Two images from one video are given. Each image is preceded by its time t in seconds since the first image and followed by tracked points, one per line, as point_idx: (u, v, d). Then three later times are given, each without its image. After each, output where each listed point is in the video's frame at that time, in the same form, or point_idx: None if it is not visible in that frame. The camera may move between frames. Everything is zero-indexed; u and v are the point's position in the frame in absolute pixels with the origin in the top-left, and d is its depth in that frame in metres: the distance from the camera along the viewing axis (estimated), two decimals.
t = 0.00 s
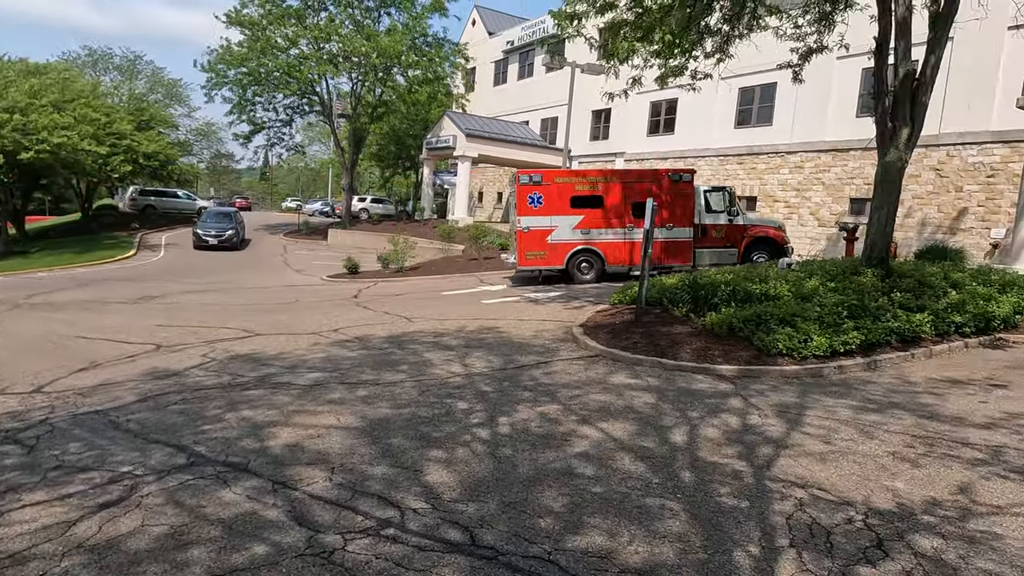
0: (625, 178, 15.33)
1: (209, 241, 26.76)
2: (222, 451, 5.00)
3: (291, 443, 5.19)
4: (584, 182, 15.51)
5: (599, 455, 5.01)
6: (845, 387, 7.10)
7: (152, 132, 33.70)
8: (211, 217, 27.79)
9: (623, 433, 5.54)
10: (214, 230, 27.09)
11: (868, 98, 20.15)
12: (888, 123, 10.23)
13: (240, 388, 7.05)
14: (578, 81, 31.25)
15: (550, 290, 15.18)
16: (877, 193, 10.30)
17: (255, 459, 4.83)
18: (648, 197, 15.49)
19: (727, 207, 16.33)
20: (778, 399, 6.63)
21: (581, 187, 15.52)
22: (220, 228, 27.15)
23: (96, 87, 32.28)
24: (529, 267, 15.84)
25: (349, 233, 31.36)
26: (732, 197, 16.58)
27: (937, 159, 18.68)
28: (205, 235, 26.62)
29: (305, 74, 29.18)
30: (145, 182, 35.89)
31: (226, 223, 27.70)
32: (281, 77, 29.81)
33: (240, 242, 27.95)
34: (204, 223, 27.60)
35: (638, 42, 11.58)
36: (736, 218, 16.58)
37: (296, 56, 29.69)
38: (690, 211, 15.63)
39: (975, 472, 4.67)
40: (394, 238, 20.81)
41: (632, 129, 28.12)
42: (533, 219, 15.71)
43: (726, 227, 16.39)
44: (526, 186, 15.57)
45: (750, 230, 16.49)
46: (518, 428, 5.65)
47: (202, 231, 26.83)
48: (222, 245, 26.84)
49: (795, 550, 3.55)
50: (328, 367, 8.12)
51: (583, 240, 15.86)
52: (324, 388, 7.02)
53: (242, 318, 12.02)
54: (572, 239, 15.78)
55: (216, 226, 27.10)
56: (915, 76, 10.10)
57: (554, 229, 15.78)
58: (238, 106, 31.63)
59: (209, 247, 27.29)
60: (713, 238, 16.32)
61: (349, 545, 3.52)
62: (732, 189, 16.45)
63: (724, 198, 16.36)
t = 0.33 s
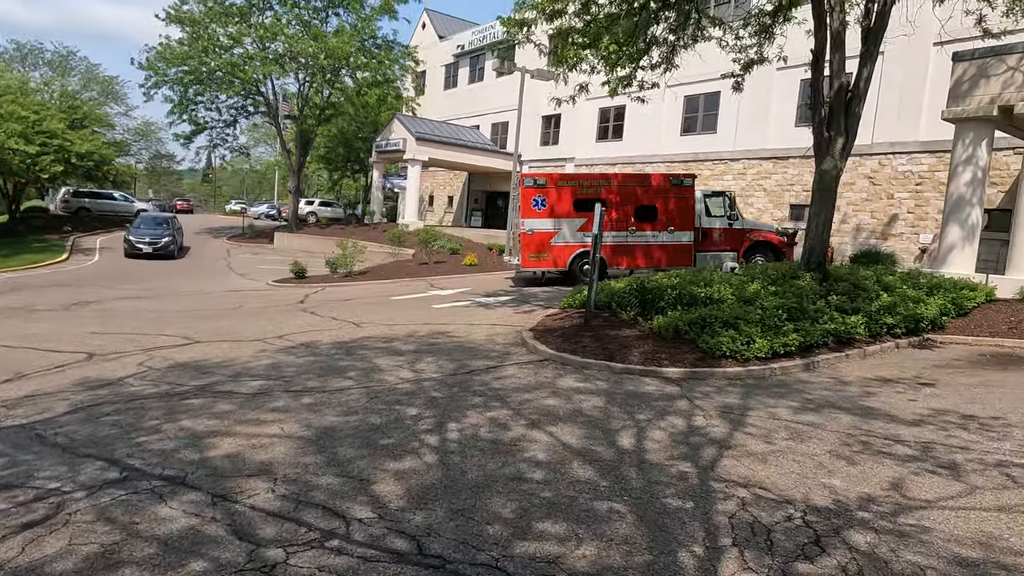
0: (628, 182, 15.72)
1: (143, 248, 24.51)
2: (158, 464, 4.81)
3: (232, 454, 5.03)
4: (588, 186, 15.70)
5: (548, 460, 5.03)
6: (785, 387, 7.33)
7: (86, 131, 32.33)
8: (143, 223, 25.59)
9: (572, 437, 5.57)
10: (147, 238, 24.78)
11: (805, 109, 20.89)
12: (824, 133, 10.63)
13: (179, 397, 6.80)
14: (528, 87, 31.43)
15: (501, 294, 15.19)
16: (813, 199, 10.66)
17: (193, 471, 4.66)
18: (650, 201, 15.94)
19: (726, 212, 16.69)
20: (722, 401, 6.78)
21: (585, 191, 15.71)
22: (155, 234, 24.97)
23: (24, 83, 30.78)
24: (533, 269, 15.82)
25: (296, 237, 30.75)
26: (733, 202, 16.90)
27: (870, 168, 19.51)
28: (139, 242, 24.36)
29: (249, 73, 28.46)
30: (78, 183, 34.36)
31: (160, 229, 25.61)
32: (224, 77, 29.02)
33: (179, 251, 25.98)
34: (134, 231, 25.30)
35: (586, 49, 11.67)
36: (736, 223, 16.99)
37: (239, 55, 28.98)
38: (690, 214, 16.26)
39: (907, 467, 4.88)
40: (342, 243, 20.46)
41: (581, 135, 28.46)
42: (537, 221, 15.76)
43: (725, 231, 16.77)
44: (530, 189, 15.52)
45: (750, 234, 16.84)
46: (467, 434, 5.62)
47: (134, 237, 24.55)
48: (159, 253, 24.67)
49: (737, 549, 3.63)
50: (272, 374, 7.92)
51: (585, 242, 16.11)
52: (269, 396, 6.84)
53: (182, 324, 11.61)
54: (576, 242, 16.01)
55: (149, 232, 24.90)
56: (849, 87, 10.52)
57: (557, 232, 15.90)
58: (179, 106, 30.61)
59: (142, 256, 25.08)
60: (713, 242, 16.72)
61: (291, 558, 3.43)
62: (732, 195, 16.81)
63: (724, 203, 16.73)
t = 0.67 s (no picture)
0: (626, 185, 16.25)
1: (68, 255, 22.47)
2: (92, 477, 4.59)
3: (171, 465, 4.84)
4: (585, 189, 16.29)
5: (499, 465, 5.00)
6: (731, 388, 7.50)
7: (15, 128, 30.78)
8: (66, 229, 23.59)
9: (523, 441, 5.57)
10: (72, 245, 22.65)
11: (749, 117, 21.50)
12: (767, 139, 10.95)
13: (115, 407, 6.52)
14: (479, 90, 31.44)
15: (452, 298, 15.14)
16: (757, 204, 10.95)
17: (128, 485, 4.46)
18: (647, 204, 16.45)
19: (724, 218, 17.11)
20: (671, 402, 6.89)
21: (583, 193, 16.28)
22: (82, 240, 22.99)
23: None
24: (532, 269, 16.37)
25: (241, 240, 29.98)
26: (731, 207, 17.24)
27: (810, 173, 20.17)
28: (65, 248, 22.44)
29: (191, 71, 27.61)
30: (5, 183, 32.66)
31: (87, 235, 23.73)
32: (164, 74, 28.07)
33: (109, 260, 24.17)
34: (58, 235, 23.21)
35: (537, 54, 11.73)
36: (733, 226, 17.44)
37: (181, 52, 28.08)
38: (688, 218, 16.70)
39: (845, 464, 5.05)
40: (290, 245, 20.02)
41: (533, 138, 28.63)
42: (536, 224, 16.38)
43: (722, 236, 17.22)
44: (530, 192, 16.21)
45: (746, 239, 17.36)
46: (418, 439, 5.56)
47: (58, 243, 22.51)
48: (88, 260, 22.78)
49: (684, 549, 3.68)
50: (216, 382, 7.67)
51: (584, 245, 16.53)
52: (211, 404, 6.62)
53: (119, 330, 11.15)
54: (574, 244, 16.45)
55: (76, 238, 22.90)
56: (790, 96, 10.85)
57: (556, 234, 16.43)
58: (116, 103, 29.46)
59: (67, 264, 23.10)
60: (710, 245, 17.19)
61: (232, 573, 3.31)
62: (730, 199, 17.18)
63: (723, 208, 17.08)
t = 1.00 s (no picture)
0: (620, 187, 16.56)
1: None
2: (19, 492, 4.35)
3: (106, 477, 4.64)
4: (581, 190, 16.64)
5: (450, 468, 4.96)
6: (680, 388, 7.63)
7: None
8: None
9: (475, 444, 5.54)
10: None
11: (695, 121, 21.99)
12: (712, 144, 11.22)
13: (45, 417, 6.20)
14: (431, 90, 31.26)
15: (403, 300, 15.00)
16: (704, 208, 11.20)
17: (58, 499, 4.25)
18: (644, 206, 16.71)
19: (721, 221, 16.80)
20: (622, 403, 6.96)
21: (579, 195, 16.64)
22: None
23: None
24: (526, 268, 16.82)
25: (182, 241, 29.03)
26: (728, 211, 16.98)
27: (754, 178, 20.75)
28: None
29: (129, 66, 26.60)
30: None
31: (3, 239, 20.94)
32: (100, 69, 26.94)
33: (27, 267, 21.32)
34: None
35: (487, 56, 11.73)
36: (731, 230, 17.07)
37: (117, 46, 27.00)
38: (685, 221, 16.91)
39: (788, 461, 5.19)
40: (234, 247, 19.40)
41: (485, 140, 28.61)
42: (532, 224, 16.81)
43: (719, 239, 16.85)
44: (527, 193, 16.70)
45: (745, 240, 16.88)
46: (368, 444, 5.47)
47: None
48: None
49: (632, 548, 3.72)
50: (156, 389, 7.39)
51: (579, 246, 16.84)
52: (150, 412, 6.36)
53: (52, 336, 10.63)
54: (570, 245, 16.78)
55: None
56: (735, 102, 11.15)
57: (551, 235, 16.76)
58: (48, 98, 28.12)
59: None
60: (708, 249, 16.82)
61: None
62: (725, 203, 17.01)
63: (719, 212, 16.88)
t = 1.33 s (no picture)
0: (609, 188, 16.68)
1: None
2: None
3: (34, 490, 4.41)
4: (573, 191, 16.84)
5: (400, 473, 4.90)
6: (630, 388, 7.72)
7: None
8: None
9: (425, 448, 5.48)
10: None
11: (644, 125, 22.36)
12: (660, 148, 11.41)
13: None
14: (381, 90, 30.90)
15: (354, 303, 14.76)
16: (653, 210, 11.38)
17: None
18: (635, 207, 16.88)
19: (715, 223, 17.20)
20: (573, 404, 7.00)
21: (570, 196, 16.85)
22: None
23: None
24: (519, 267, 17.04)
25: (121, 242, 27.97)
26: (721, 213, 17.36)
27: (701, 181, 21.20)
28: None
29: (62, 59, 25.44)
30: None
31: None
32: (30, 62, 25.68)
33: None
34: None
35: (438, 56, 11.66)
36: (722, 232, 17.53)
37: (49, 39, 25.77)
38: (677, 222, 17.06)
39: (733, 458, 5.31)
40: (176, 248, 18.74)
41: (437, 141, 28.43)
42: (524, 225, 17.07)
43: (710, 240, 17.21)
44: (519, 194, 17.03)
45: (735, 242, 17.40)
46: (316, 450, 5.35)
47: None
48: None
49: (581, 548, 3.74)
50: (92, 397, 7.06)
51: (571, 246, 16.99)
52: (83, 422, 6.07)
53: None
54: (561, 245, 16.95)
55: None
56: (682, 107, 11.37)
57: (543, 235, 16.95)
58: None
59: None
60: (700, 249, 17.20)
61: None
62: (719, 206, 17.39)
63: (714, 213, 17.23)
